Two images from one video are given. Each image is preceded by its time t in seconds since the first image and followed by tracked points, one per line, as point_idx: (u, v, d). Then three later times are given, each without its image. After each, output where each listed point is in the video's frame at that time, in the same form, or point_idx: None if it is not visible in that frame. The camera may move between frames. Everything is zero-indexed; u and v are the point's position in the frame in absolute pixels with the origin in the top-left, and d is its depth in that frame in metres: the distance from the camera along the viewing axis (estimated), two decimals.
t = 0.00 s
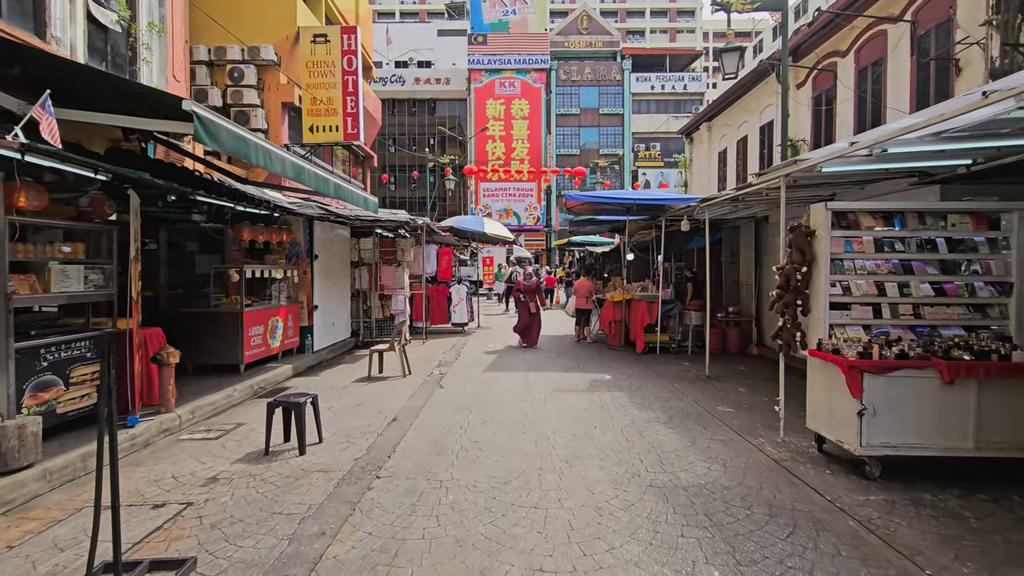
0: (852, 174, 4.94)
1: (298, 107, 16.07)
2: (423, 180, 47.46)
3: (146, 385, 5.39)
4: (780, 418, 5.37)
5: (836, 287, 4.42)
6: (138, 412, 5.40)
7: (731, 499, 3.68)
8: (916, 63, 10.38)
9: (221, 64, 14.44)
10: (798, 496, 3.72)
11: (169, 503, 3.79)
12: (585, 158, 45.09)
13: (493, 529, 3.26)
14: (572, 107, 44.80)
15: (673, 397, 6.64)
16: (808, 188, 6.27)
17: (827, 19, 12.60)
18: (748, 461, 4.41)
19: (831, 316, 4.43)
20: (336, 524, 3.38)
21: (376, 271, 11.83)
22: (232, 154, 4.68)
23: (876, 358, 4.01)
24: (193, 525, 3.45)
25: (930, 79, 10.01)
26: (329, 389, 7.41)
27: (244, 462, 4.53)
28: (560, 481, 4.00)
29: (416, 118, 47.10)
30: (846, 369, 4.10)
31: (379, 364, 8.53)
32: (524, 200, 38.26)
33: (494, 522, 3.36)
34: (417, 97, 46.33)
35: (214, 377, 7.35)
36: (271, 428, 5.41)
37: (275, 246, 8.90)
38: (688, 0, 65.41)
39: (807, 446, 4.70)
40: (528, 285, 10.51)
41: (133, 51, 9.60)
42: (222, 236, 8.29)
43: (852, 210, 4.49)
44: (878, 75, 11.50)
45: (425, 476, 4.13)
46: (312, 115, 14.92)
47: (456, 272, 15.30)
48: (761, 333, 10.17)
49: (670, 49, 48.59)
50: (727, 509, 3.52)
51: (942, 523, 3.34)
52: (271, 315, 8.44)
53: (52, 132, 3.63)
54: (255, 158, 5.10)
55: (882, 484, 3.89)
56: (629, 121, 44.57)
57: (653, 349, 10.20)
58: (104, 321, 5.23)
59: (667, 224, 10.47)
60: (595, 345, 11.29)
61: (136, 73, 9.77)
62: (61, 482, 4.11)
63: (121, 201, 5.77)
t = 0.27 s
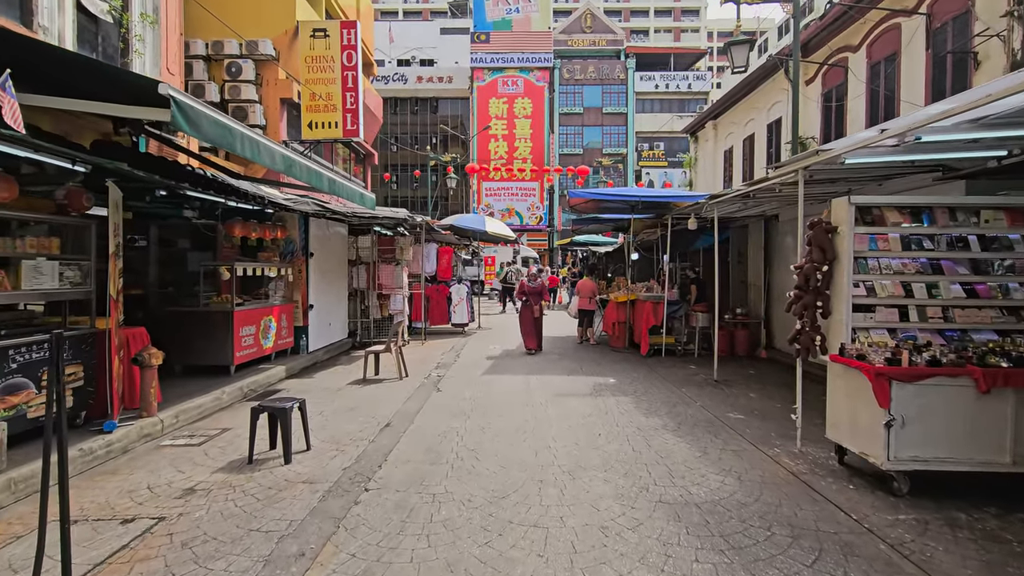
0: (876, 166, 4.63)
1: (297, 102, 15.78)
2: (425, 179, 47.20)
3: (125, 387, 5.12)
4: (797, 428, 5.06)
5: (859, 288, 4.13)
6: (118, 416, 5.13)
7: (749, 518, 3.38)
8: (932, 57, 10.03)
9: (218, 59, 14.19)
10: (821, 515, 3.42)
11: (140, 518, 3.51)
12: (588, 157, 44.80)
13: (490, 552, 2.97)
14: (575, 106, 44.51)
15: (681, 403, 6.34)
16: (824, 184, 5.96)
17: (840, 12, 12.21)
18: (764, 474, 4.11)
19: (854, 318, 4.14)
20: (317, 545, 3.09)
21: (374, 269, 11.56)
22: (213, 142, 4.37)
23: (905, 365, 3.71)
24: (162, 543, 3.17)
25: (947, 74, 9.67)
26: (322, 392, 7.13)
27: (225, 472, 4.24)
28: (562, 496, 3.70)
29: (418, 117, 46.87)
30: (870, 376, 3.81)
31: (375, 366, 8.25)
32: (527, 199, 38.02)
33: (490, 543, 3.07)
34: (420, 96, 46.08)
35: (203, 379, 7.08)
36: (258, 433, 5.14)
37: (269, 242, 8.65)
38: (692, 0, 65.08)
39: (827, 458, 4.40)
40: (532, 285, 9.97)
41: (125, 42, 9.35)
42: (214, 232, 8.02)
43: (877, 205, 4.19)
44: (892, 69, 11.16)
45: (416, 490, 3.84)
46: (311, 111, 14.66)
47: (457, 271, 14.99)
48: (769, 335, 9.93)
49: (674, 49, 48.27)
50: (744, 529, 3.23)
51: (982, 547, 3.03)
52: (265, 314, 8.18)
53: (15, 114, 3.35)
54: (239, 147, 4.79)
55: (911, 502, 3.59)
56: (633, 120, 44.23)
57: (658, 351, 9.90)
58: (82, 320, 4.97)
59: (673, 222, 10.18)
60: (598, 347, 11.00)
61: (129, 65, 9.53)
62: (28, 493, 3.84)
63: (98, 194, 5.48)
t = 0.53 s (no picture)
0: (903, 163, 4.32)
1: (298, 101, 15.53)
2: (429, 179, 47.01)
3: (104, 394, 4.86)
4: (816, 443, 4.74)
5: (888, 295, 3.82)
6: (97, 425, 4.86)
7: (770, 548, 3.07)
8: (950, 52, 9.65)
9: (218, 56, 13.99)
10: (850, 544, 3.11)
11: (107, 542, 3.23)
12: (593, 159, 44.50)
13: None
14: (580, 107, 44.24)
15: (691, 414, 6.02)
16: (843, 183, 5.66)
17: (854, 7, 11.82)
18: (784, 495, 3.80)
19: (882, 327, 3.83)
20: None
21: (374, 271, 11.28)
22: (193, 136, 4.15)
23: (942, 379, 3.40)
24: (126, 572, 2.90)
25: (966, 71, 9.31)
26: (316, 399, 6.86)
27: (204, 489, 3.97)
28: (565, 520, 3.40)
29: (422, 117, 46.71)
30: (901, 391, 3.51)
31: (372, 371, 7.98)
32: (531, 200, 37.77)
33: None
34: (424, 96, 45.92)
35: (193, 384, 6.82)
36: (244, 444, 4.87)
37: (265, 243, 8.40)
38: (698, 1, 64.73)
39: (852, 478, 4.09)
40: (538, 288, 9.48)
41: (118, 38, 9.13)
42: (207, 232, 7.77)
43: (907, 205, 3.88)
44: (906, 67, 10.81)
45: (407, 511, 3.55)
46: (311, 110, 14.41)
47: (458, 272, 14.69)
48: (780, 341, 9.64)
49: (680, 49, 47.94)
50: (766, 562, 2.92)
51: None
52: (259, 317, 7.92)
53: None
54: (224, 142, 4.58)
55: (949, 530, 3.27)
56: (638, 121, 43.91)
57: (665, 357, 9.57)
58: (59, 324, 4.71)
59: (681, 223, 9.86)
60: (603, 351, 10.69)
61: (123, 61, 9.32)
62: None
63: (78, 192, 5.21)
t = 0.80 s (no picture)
0: (932, 155, 4.03)
1: (297, 98, 15.26)
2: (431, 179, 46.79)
3: (81, 400, 4.60)
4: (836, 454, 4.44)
5: (920, 297, 3.54)
6: (74, 432, 4.60)
7: None
8: (967, 46, 9.30)
9: (215, 52, 13.77)
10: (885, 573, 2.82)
11: (69, 564, 2.96)
12: (596, 158, 44.21)
13: None
14: (583, 107, 43.96)
15: (702, 421, 5.73)
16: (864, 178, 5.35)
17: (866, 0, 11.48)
18: (806, 514, 3.51)
19: (913, 332, 3.54)
20: None
21: (372, 270, 11.00)
22: (172, 126, 3.90)
23: (984, 390, 3.10)
24: None
25: (984, 65, 8.97)
26: (310, 403, 6.59)
27: (181, 503, 3.70)
28: (569, 542, 3.11)
29: (425, 117, 46.50)
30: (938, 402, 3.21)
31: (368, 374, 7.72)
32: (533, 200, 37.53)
33: None
34: (426, 95, 45.69)
35: (182, 387, 6.57)
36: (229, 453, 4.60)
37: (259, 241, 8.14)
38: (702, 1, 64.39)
39: (878, 495, 3.80)
40: (547, 289, 8.93)
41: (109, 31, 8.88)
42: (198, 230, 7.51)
43: (941, 200, 3.59)
44: (920, 62, 10.47)
45: (398, 530, 3.27)
46: (310, 107, 14.13)
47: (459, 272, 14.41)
48: (791, 344, 9.35)
49: (684, 49, 47.61)
50: None
51: None
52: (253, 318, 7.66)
53: None
54: (207, 133, 4.32)
55: (991, 556, 2.98)
56: (642, 121, 43.58)
57: (671, 360, 9.27)
58: (33, 325, 4.45)
59: (688, 222, 9.55)
60: (607, 353, 10.41)
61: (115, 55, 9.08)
62: None
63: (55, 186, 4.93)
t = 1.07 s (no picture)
0: (965, 144, 3.74)
1: (292, 95, 14.95)
2: (430, 179, 46.52)
3: (51, 410, 4.30)
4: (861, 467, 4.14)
5: (959, 298, 3.24)
6: (44, 445, 4.30)
7: None
8: (982, 37, 8.95)
9: (209, 48, 13.47)
10: None
11: None
12: (597, 158, 43.92)
13: None
14: (583, 106, 43.66)
15: (713, 429, 5.44)
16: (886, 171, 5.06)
17: None
18: (835, 537, 3.21)
19: (951, 337, 3.25)
20: None
21: (369, 271, 10.71)
22: (144, 115, 3.61)
23: None
24: None
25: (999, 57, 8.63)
26: (300, 411, 6.29)
27: (153, 525, 3.40)
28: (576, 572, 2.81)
29: (424, 116, 46.21)
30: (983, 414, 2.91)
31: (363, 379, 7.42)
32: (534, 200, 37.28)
33: None
34: (426, 95, 45.37)
35: (167, 394, 6.27)
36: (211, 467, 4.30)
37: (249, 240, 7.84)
38: None
39: (910, 514, 3.50)
40: (554, 290, 8.26)
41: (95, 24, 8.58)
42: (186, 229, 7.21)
43: (981, 192, 3.29)
44: (931, 54, 10.13)
45: (386, 558, 2.97)
46: (306, 104, 13.77)
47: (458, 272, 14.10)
48: (800, 345, 9.05)
49: (685, 47, 47.30)
50: None
51: None
52: (243, 321, 7.36)
53: None
54: (184, 123, 4.04)
55: None
56: (643, 119, 43.27)
57: (677, 362, 8.96)
58: None
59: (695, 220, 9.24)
60: (610, 356, 10.11)
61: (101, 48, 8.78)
62: None
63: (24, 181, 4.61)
